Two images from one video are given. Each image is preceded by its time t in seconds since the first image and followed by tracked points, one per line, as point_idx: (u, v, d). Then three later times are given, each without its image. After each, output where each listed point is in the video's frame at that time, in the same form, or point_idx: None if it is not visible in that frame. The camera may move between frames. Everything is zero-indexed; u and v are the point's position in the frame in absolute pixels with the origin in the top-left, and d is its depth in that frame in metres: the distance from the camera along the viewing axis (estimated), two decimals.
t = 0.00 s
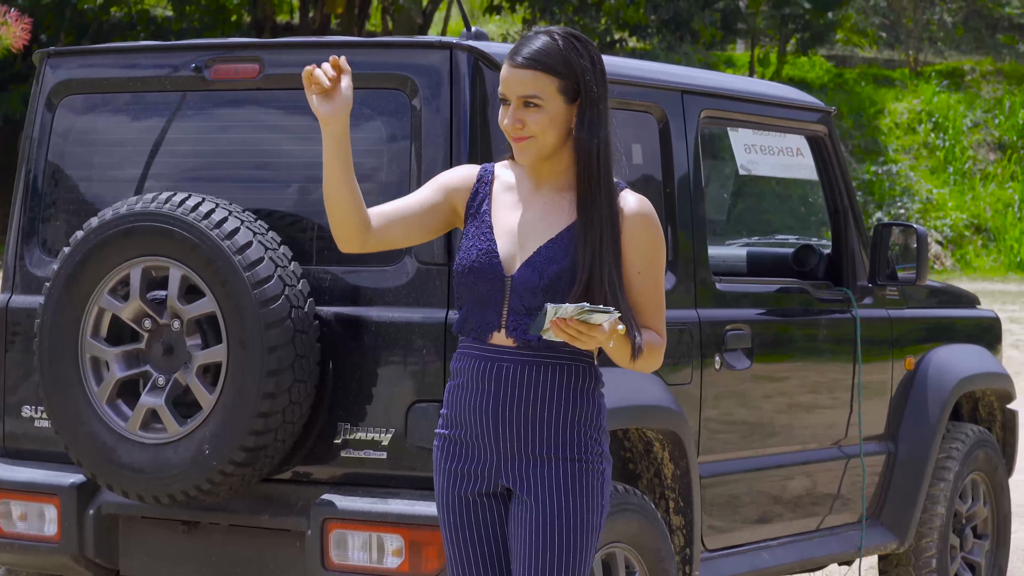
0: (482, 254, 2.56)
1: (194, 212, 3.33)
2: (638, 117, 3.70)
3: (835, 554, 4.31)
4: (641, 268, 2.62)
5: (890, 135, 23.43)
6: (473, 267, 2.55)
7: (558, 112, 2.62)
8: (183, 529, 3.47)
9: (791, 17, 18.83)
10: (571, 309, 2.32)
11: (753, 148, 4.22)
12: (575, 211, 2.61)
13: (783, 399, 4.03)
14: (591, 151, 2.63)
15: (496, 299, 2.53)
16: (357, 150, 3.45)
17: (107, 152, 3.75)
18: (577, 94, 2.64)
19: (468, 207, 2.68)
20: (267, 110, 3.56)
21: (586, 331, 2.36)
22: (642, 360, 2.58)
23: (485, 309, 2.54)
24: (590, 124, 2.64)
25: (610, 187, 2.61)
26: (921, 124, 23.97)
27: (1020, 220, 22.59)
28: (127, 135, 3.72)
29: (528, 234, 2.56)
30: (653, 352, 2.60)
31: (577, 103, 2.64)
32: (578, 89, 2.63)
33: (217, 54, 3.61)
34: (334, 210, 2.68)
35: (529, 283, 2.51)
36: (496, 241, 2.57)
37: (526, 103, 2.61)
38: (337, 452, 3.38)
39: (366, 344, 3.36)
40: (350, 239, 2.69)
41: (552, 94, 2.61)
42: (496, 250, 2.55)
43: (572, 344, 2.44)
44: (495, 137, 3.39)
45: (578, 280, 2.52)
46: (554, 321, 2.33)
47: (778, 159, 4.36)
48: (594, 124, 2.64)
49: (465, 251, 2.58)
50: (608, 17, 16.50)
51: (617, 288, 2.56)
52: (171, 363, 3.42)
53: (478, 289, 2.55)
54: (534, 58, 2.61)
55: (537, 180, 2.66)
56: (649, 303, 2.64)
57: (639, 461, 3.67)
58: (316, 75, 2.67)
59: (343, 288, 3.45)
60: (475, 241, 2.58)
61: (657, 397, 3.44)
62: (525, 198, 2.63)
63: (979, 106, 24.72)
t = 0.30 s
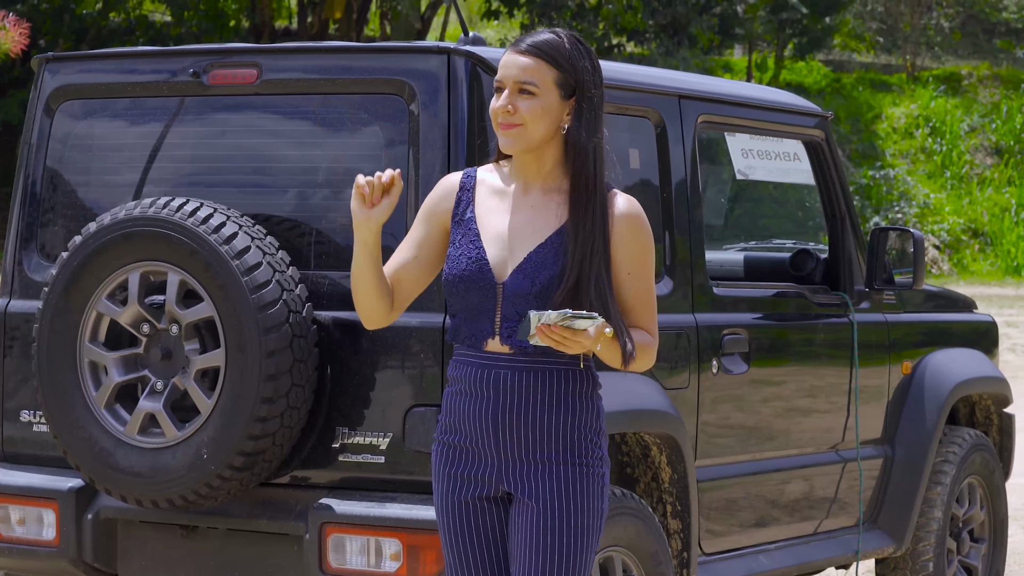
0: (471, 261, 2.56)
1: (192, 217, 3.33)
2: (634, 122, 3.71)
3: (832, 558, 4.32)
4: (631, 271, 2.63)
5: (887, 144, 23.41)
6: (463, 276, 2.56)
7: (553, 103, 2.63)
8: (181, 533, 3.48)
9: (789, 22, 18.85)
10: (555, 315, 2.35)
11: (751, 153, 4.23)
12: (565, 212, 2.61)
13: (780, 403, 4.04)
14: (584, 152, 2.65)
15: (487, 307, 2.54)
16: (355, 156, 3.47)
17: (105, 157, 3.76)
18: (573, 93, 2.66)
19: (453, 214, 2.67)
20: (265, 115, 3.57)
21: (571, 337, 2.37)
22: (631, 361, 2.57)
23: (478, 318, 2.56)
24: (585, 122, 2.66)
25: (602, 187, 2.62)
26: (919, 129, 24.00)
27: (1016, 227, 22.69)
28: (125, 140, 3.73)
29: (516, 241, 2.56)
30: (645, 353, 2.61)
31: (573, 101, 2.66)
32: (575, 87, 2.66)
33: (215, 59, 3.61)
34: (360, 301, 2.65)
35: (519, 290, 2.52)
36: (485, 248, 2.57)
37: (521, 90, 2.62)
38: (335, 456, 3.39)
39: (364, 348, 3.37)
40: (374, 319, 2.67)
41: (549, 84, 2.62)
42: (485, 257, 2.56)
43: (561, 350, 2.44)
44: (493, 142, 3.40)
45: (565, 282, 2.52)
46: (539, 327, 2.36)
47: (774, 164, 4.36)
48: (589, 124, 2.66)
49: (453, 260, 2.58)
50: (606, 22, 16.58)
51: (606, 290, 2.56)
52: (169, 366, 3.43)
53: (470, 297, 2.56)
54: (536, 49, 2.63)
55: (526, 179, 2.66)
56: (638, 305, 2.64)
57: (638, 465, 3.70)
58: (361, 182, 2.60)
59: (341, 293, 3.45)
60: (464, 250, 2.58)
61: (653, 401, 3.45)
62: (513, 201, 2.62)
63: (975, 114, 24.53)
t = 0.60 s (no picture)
0: (462, 266, 2.58)
1: (191, 221, 3.33)
2: (633, 126, 3.71)
3: (831, 563, 4.32)
4: (621, 270, 2.62)
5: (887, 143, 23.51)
6: (454, 280, 2.57)
7: (544, 105, 2.63)
8: (180, 537, 3.47)
9: (788, 26, 18.84)
10: (542, 320, 2.35)
11: (749, 158, 4.23)
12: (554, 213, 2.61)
13: (779, 408, 4.03)
14: (574, 154, 2.65)
15: (479, 312, 2.55)
16: (353, 161, 3.47)
17: (104, 162, 3.76)
18: (565, 95, 2.66)
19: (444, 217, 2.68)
20: (264, 120, 3.57)
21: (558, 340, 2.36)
22: (622, 359, 2.57)
23: (470, 323, 2.56)
24: (576, 125, 2.66)
25: (592, 188, 2.62)
26: (918, 133, 23.92)
27: (1015, 231, 22.75)
28: (123, 144, 3.73)
29: (506, 245, 2.57)
30: (637, 352, 2.61)
31: (564, 103, 2.67)
32: (567, 90, 2.66)
33: (213, 63, 3.61)
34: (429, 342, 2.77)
35: (508, 294, 2.53)
36: (474, 252, 2.58)
37: (513, 90, 2.62)
38: (334, 460, 3.39)
39: (363, 353, 3.37)
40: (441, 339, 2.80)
41: (542, 85, 2.63)
42: (475, 262, 2.57)
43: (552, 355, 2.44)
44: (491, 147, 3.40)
45: (553, 284, 2.52)
46: (527, 332, 2.36)
47: (773, 168, 4.37)
48: (580, 126, 2.66)
49: (445, 264, 2.60)
50: (604, 26, 16.96)
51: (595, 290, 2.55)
52: (167, 371, 3.44)
53: (462, 302, 2.57)
54: (529, 50, 2.64)
55: (516, 180, 2.66)
56: (629, 304, 2.64)
57: (636, 469, 3.69)
58: (386, 278, 2.63)
59: (340, 297, 3.44)
60: (455, 253, 2.60)
61: (652, 405, 3.45)
62: (502, 203, 2.62)
63: (974, 117, 24.43)
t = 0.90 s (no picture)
0: (463, 266, 2.59)
1: (193, 222, 3.33)
2: (635, 127, 3.71)
3: (834, 562, 4.31)
4: (622, 267, 2.62)
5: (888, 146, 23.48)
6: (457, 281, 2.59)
7: (540, 107, 2.63)
8: (183, 538, 3.48)
9: (790, 25, 18.81)
10: (526, 322, 2.36)
11: (751, 158, 4.22)
12: (551, 213, 2.60)
13: (781, 407, 4.03)
14: (569, 155, 2.64)
15: (481, 312, 2.56)
16: (356, 162, 3.47)
17: (107, 163, 3.77)
18: (561, 96, 2.66)
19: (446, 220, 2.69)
20: (266, 121, 3.57)
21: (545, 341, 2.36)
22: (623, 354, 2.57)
23: (472, 324, 2.57)
24: (571, 126, 2.65)
25: (588, 187, 2.61)
26: (919, 133, 23.88)
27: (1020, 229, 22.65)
28: (126, 146, 3.74)
29: (505, 245, 2.57)
30: (640, 348, 2.62)
31: (561, 104, 2.66)
32: (562, 91, 2.65)
33: (216, 64, 3.61)
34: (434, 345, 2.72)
35: (509, 294, 2.53)
36: (475, 253, 2.59)
37: (509, 93, 2.62)
38: (337, 461, 3.39)
39: (365, 353, 3.37)
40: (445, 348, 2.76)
41: (537, 86, 2.62)
42: (476, 262, 2.58)
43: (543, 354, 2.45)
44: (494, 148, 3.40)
45: (548, 283, 2.52)
46: (515, 333, 2.37)
47: (775, 168, 4.36)
48: (576, 127, 2.66)
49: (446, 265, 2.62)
50: (606, 26, 16.95)
51: (591, 289, 2.55)
52: (170, 372, 3.44)
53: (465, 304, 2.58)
54: (524, 51, 2.63)
55: (514, 182, 2.66)
56: (632, 298, 2.64)
57: (639, 469, 3.70)
58: (417, 285, 2.56)
59: (342, 298, 3.45)
60: (456, 253, 2.61)
61: (654, 405, 3.45)
62: (502, 203, 2.63)
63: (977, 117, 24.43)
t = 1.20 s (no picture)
0: (469, 272, 2.57)
1: (198, 219, 3.33)
2: (641, 124, 3.70)
3: (839, 560, 4.31)
4: (628, 266, 2.62)
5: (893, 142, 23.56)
6: (464, 286, 2.58)
7: (542, 101, 2.62)
8: (188, 535, 3.47)
9: (794, 22, 18.78)
10: (530, 332, 2.35)
11: (757, 155, 4.22)
12: (554, 215, 2.58)
13: (786, 404, 4.03)
14: (571, 153, 2.62)
15: (490, 317, 2.55)
16: (361, 158, 3.47)
17: (112, 159, 3.76)
18: (565, 96, 2.65)
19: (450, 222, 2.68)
20: (272, 117, 3.57)
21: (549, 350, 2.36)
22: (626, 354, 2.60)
23: (483, 329, 2.57)
24: (575, 126, 2.64)
25: (592, 187, 2.60)
26: (925, 129, 23.98)
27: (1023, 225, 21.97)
28: (131, 142, 3.73)
29: (511, 250, 2.56)
30: (646, 344, 2.65)
31: (564, 105, 2.65)
32: (566, 90, 2.65)
33: (221, 61, 3.61)
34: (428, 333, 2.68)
35: (517, 302, 2.52)
36: (481, 258, 2.57)
37: (513, 84, 2.62)
38: (342, 458, 3.39)
39: (370, 350, 3.37)
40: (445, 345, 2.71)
41: (541, 85, 2.62)
42: (482, 268, 2.56)
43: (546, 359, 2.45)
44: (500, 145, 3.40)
45: (552, 285, 2.50)
46: (520, 340, 2.38)
47: (781, 165, 4.35)
48: (580, 126, 2.64)
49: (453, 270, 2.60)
50: (613, 23, 16.80)
51: (596, 290, 2.54)
52: (175, 369, 3.43)
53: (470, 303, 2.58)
54: (527, 49, 2.64)
55: (517, 181, 2.65)
56: (639, 297, 2.65)
57: (644, 466, 3.69)
58: (420, 260, 2.54)
59: (348, 295, 3.44)
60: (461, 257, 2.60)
61: (660, 402, 3.44)
62: (506, 206, 2.61)
63: (982, 114, 24.36)
